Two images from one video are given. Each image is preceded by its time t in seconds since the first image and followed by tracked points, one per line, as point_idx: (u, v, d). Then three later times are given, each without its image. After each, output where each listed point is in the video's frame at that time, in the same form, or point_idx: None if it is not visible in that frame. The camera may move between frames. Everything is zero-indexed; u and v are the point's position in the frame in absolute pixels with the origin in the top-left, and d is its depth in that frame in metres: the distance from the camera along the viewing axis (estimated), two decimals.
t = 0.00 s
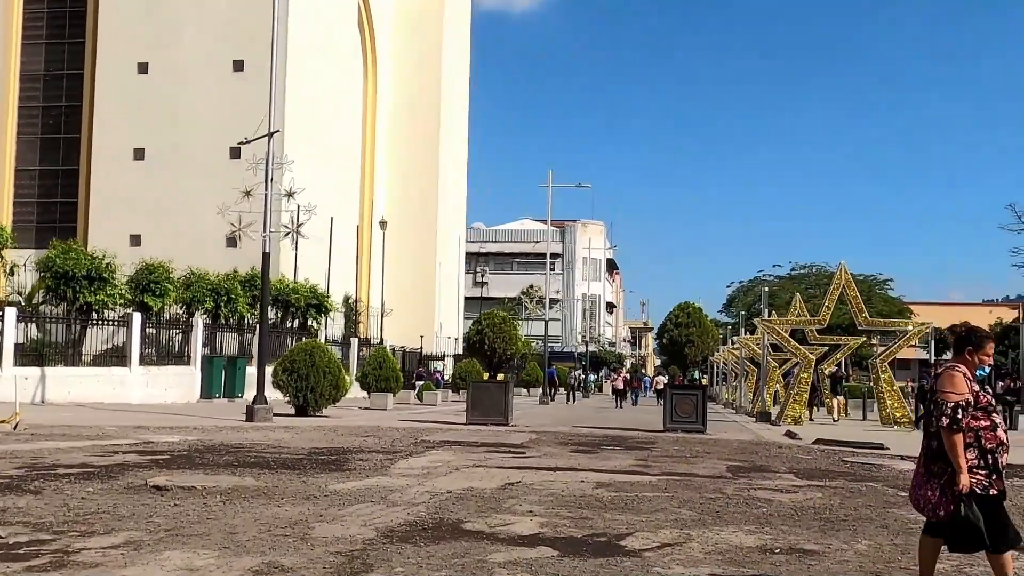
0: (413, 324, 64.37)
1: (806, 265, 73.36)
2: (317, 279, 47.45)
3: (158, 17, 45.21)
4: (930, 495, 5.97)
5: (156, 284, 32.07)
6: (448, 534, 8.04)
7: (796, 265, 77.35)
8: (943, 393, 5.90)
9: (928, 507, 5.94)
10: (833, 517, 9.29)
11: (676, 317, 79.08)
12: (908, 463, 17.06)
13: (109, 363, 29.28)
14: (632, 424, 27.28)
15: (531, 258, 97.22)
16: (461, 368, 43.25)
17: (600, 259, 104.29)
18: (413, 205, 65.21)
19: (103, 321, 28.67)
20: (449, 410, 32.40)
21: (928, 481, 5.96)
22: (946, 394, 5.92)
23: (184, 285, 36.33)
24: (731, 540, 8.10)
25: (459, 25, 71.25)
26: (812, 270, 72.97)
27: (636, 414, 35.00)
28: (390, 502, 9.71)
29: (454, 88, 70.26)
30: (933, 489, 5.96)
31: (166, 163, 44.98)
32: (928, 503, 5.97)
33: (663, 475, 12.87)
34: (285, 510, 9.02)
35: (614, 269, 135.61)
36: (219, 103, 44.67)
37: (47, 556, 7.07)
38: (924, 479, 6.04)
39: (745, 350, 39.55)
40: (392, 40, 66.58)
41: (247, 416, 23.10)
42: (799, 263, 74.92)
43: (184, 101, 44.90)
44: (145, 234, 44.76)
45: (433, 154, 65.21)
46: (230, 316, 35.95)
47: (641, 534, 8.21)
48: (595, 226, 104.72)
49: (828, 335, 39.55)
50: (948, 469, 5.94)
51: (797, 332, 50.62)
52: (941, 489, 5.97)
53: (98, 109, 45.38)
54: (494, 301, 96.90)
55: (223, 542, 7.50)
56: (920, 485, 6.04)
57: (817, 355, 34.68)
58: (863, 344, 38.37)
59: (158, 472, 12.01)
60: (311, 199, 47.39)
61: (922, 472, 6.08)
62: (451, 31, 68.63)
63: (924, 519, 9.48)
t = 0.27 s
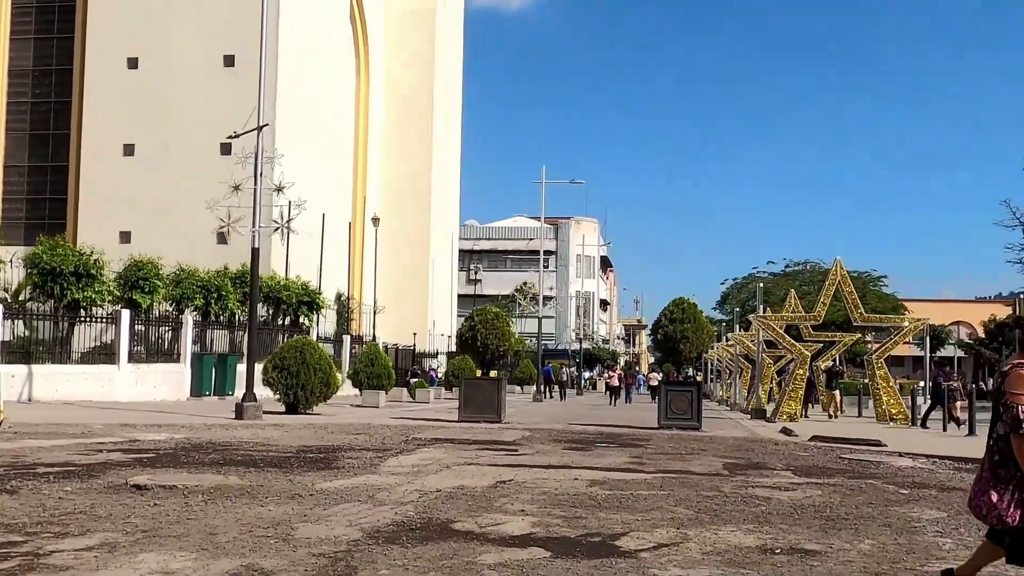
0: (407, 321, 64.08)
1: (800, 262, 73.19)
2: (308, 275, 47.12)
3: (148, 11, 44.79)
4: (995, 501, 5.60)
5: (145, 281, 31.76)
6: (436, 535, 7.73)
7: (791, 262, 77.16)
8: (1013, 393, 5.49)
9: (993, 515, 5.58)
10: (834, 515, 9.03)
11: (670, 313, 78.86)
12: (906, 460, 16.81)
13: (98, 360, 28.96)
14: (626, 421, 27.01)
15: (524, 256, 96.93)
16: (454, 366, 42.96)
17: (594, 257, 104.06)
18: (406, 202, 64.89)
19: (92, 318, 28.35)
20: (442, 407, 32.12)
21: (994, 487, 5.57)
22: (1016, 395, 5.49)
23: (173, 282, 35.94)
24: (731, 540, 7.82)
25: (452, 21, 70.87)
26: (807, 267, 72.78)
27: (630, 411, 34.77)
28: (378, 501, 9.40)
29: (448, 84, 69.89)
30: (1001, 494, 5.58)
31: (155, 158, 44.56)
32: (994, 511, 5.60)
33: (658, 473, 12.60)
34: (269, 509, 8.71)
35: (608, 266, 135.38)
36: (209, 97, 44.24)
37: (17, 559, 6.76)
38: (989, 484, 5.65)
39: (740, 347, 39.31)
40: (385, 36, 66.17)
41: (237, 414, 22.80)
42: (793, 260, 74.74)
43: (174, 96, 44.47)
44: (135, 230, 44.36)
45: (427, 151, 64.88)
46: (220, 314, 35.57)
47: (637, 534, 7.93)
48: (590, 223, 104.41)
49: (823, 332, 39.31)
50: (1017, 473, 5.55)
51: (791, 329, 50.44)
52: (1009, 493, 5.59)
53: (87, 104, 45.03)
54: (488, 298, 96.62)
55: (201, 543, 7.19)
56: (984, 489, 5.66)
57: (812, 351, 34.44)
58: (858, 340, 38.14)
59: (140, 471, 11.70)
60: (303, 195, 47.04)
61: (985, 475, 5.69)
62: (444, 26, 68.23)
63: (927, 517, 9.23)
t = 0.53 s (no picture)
0: (401, 318, 63.80)
1: (795, 257, 72.95)
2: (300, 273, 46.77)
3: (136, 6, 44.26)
4: None
5: (134, 279, 31.44)
6: (424, 546, 7.40)
7: (786, 257, 76.90)
8: None
9: None
10: (838, 520, 8.74)
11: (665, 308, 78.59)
12: (905, 458, 16.52)
13: (87, 360, 28.62)
14: (622, 418, 26.71)
15: (519, 252, 96.59)
16: (448, 363, 42.64)
17: (589, 253, 103.78)
18: (399, 198, 64.54)
19: (80, 317, 28.02)
20: (435, 405, 31.79)
21: None
22: None
23: (163, 280, 35.54)
24: (731, 548, 7.51)
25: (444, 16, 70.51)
26: (802, 261, 72.55)
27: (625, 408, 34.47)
28: (365, 507, 9.09)
29: (440, 79, 69.49)
30: None
31: (144, 156, 44.07)
32: None
33: (654, 475, 12.29)
34: (251, 517, 8.38)
35: (603, 262, 135.08)
36: (198, 93, 43.76)
37: None
38: None
39: (735, 343, 39.04)
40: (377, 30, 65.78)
41: (227, 414, 22.48)
42: (788, 255, 74.50)
43: (163, 92, 43.98)
44: (124, 229, 43.91)
45: (419, 146, 64.53)
46: (210, 312, 35.18)
47: (633, 543, 7.62)
48: (584, 219, 104.09)
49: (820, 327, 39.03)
50: None
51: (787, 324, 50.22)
52: None
53: (76, 101, 44.58)
54: (483, 294, 96.26)
55: (178, 557, 6.88)
56: None
57: (809, 346, 34.17)
58: (854, 335, 37.87)
59: (122, 475, 11.37)
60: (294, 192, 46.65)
61: None
62: (436, 21, 67.85)
63: (932, 521, 8.94)
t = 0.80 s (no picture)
0: (398, 317, 63.49)
1: (793, 255, 72.73)
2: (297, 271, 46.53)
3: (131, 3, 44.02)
4: None
5: (128, 276, 31.24)
6: (414, 546, 7.13)
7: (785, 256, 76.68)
8: None
9: None
10: (842, 520, 8.48)
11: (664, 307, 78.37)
12: (908, 457, 16.27)
13: (81, 358, 28.37)
14: (620, 418, 26.45)
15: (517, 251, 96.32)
16: (446, 362, 42.42)
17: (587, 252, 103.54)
18: (396, 196, 64.31)
19: (73, 315, 27.76)
20: (432, 404, 31.55)
21: None
22: None
23: (158, 277, 35.28)
24: (733, 549, 7.25)
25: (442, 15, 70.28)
26: (800, 260, 72.33)
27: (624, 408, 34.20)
28: (355, 507, 8.80)
29: (438, 78, 69.28)
30: None
31: (139, 153, 43.81)
32: None
33: (652, 473, 12.02)
34: (238, 517, 8.10)
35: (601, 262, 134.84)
36: (193, 90, 43.51)
37: None
38: None
39: (734, 341, 38.79)
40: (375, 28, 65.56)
41: (220, 413, 22.21)
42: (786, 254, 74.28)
43: (159, 89, 43.73)
44: (119, 226, 43.63)
45: (417, 144, 64.29)
46: (205, 310, 34.95)
47: (632, 544, 7.34)
48: (582, 218, 103.80)
49: (819, 326, 38.79)
50: None
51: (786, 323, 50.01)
52: None
53: (71, 99, 44.32)
54: (481, 294, 95.96)
55: (158, 559, 6.59)
56: None
57: (808, 344, 33.90)
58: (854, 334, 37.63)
59: (107, 474, 11.08)
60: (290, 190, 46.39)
61: None
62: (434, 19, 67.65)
63: (940, 521, 8.68)
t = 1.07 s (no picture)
0: (394, 317, 63.13)
1: (792, 256, 72.42)
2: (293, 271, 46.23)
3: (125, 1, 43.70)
4: None
5: (119, 276, 30.95)
6: (397, 559, 6.82)
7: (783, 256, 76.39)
8: None
9: None
10: (841, 531, 8.19)
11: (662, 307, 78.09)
12: (909, 462, 15.97)
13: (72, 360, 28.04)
14: (617, 420, 26.16)
15: (515, 251, 96.01)
16: (443, 363, 42.10)
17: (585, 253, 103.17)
18: (393, 196, 64.02)
19: (65, 314, 27.44)
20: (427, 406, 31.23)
21: None
22: None
23: (150, 278, 34.91)
24: (728, 562, 6.96)
25: (440, 14, 69.96)
26: (799, 261, 72.04)
27: (622, 409, 33.93)
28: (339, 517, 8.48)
29: (436, 77, 69.01)
30: None
31: (134, 152, 43.48)
32: None
33: (648, 480, 11.73)
34: (216, 527, 7.79)
35: (599, 263, 134.52)
36: (189, 89, 43.20)
37: None
38: None
39: (733, 342, 38.50)
40: (371, 27, 65.25)
41: (211, 416, 21.89)
42: (785, 255, 73.97)
43: (153, 88, 43.42)
44: (113, 226, 43.26)
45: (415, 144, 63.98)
46: (198, 311, 34.59)
47: (623, 557, 7.04)
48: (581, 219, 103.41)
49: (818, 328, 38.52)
50: None
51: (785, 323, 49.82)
52: None
53: (64, 98, 43.96)
54: (479, 294, 95.65)
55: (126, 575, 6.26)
56: None
57: (807, 346, 33.62)
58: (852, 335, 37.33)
59: (86, 480, 10.75)
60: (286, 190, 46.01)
61: None
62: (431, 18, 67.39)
63: (944, 531, 8.39)
